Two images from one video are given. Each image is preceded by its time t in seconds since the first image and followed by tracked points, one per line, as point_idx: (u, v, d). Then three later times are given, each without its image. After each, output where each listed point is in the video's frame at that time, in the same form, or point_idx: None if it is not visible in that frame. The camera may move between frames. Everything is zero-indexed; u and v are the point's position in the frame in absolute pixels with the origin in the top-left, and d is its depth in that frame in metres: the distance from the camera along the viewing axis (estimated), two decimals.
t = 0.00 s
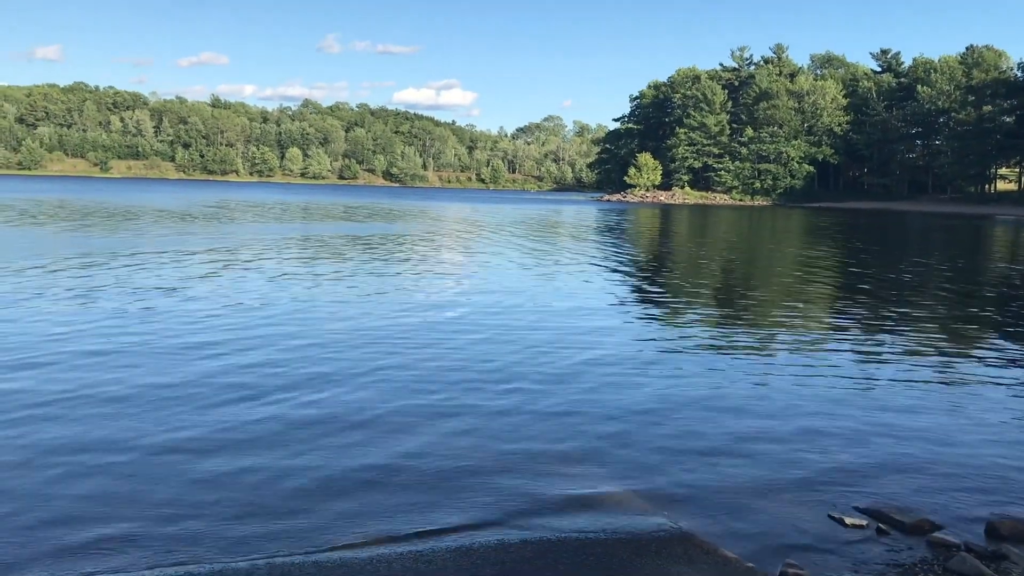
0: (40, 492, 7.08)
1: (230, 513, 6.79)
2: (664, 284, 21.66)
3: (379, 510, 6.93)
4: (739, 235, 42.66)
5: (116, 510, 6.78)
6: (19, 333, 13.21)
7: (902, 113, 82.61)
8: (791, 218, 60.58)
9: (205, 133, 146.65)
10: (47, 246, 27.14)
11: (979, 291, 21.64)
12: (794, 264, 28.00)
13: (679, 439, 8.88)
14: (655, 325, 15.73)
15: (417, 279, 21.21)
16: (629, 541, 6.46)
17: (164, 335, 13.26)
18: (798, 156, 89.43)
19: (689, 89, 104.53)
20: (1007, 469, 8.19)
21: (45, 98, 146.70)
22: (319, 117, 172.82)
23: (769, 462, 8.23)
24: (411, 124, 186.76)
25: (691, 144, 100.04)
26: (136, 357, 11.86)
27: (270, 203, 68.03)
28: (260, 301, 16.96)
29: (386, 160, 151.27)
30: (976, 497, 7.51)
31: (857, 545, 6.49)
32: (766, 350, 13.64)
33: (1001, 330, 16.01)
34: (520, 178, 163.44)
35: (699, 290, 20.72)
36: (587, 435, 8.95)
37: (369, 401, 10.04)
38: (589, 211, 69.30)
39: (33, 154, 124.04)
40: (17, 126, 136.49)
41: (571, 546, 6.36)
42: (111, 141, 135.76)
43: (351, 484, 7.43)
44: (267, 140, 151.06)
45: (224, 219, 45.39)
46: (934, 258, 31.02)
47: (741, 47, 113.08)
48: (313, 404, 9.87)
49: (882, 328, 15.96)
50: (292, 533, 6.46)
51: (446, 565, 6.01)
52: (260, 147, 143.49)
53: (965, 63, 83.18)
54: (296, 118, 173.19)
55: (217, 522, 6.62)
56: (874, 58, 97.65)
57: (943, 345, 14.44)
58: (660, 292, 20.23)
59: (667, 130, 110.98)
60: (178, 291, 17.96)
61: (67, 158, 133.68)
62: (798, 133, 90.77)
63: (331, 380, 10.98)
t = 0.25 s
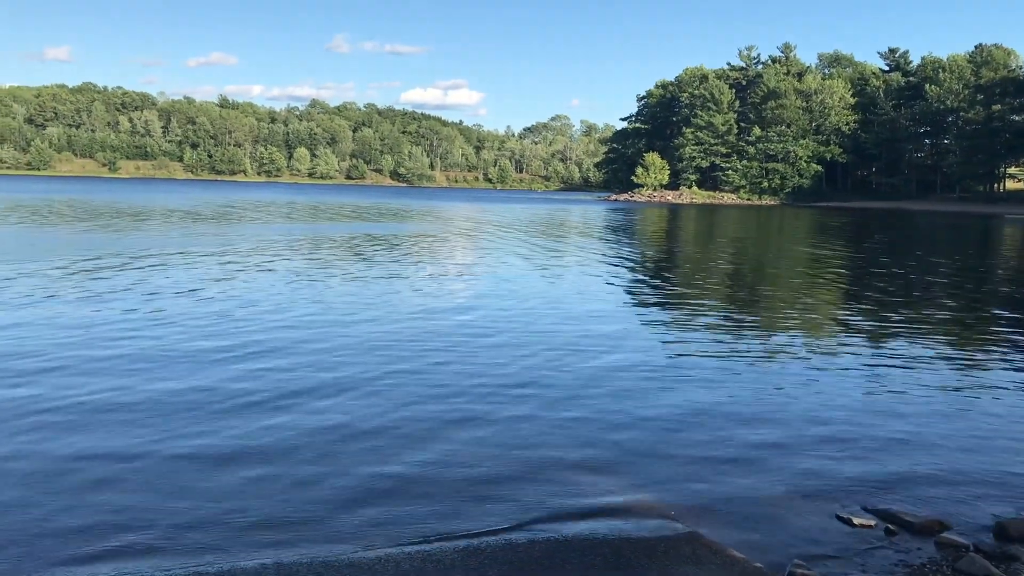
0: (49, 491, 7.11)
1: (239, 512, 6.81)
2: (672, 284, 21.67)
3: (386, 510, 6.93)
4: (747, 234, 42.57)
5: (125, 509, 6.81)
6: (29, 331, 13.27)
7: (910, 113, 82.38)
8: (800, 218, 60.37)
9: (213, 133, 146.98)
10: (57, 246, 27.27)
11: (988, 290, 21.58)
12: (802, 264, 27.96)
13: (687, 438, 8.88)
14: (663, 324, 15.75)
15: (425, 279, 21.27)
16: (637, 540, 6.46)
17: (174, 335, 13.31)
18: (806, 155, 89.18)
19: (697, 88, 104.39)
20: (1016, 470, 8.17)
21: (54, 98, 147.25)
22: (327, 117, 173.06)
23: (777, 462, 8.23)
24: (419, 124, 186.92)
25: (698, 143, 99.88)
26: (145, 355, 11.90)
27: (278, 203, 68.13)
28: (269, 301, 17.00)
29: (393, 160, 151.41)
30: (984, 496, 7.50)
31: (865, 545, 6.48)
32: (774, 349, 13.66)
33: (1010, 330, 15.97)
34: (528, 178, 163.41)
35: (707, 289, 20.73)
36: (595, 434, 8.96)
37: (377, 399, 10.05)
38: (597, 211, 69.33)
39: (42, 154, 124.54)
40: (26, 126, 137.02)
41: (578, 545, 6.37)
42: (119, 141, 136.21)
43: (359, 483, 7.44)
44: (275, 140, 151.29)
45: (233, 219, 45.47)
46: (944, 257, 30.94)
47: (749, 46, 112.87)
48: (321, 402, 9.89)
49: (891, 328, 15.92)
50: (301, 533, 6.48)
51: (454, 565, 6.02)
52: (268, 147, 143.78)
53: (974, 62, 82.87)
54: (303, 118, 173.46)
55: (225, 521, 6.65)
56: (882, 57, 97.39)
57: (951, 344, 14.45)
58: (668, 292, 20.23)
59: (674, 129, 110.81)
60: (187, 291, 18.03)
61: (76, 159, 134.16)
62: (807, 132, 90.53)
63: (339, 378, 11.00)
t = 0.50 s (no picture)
0: (57, 494, 7.13)
1: (246, 514, 6.82)
2: (680, 285, 21.65)
3: (394, 512, 6.94)
4: (754, 235, 42.58)
5: (134, 510, 6.84)
6: (38, 333, 13.31)
7: (919, 113, 82.13)
8: (808, 219, 60.28)
9: (222, 135, 147.40)
10: (67, 248, 27.41)
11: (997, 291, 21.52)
12: (809, 264, 27.92)
13: (696, 439, 8.87)
14: (671, 324, 15.74)
15: (434, 280, 21.30)
16: (645, 542, 6.45)
17: (184, 336, 13.34)
18: (814, 156, 88.99)
19: (705, 89, 104.27)
20: None
21: (64, 100, 147.82)
22: (335, 119, 173.32)
23: (785, 463, 8.21)
24: (427, 125, 187.27)
25: (706, 145, 99.76)
26: (153, 358, 11.92)
27: (285, 205, 68.26)
28: (277, 301, 17.03)
29: (401, 161, 151.56)
30: (994, 497, 7.47)
31: (875, 546, 6.46)
32: (783, 349, 13.65)
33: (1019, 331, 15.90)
34: (536, 179, 163.41)
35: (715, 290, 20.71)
36: (602, 435, 8.95)
37: (384, 400, 10.07)
38: (605, 212, 69.32)
39: (51, 156, 125.18)
40: (36, 129, 137.63)
41: (587, 547, 6.36)
42: (129, 143, 136.69)
43: (368, 485, 7.46)
44: (283, 142, 151.62)
45: (240, 221, 45.64)
46: (952, 257, 30.87)
47: (756, 47, 112.64)
48: (328, 404, 9.91)
49: (899, 328, 15.86)
50: (309, 535, 6.47)
51: (463, 567, 6.01)
52: (276, 149, 144.08)
53: (983, 62, 82.53)
54: (311, 120, 173.97)
55: (235, 523, 6.66)
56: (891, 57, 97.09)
57: (960, 345, 14.43)
58: (676, 293, 20.22)
59: (682, 130, 110.64)
60: (196, 291, 18.08)
61: (85, 161, 134.74)
62: (815, 132, 90.34)
63: (347, 379, 11.02)
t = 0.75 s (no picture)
0: (70, 493, 7.16)
1: (258, 515, 6.84)
2: (692, 288, 21.63)
3: (406, 513, 6.94)
4: (766, 238, 42.41)
5: (147, 510, 6.88)
6: (50, 335, 13.39)
7: (932, 116, 81.74)
8: (821, 222, 60.07)
9: (234, 138, 147.99)
10: (80, 250, 27.60)
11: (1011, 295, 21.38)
12: (821, 267, 27.81)
13: (707, 441, 8.86)
14: (682, 326, 15.72)
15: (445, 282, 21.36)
16: (656, 545, 6.43)
17: (196, 339, 13.44)
18: (826, 159, 88.71)
19: (716, 92, 104.12)
20: None
21: (77, 103, 148.68)
22: (347, 122, 173.80)
23: (796, 466, 8.18)
24: (438, 128, 187.41)
25: (717, 147, 99.62)
26: (164, 360, 11.96)
27: (298, 208, 68.49)
28: (289, 305, 17.10)
29: (412, 164, 151.79)
30: (1009, 502, 7.43)
31: (887, 551, 6.43)
32: (795, 352, 13.62)
33: None
34: (547, 182, 163.27)
35: (726, 292, 20.71)
36: (612, 438, 8.94)
37: (395, 403, 10.09)
38: (616, 215, 69.33)
39: (65, 159, 126.10)
40: (50, 132, 138.61)
41: (598, 549, 6.35)
42: (142, 146, 137.40)
43: (379, 486, 7.47)
44: (295, 145, 152.06)
45: (252, 224, 45.85)
46: (965, 261, 30.70)
47: (768, 49, 112.40)
48: (340, 406, 9.93)
49: (911, 332, 15.80)
50: (320, 537, 6.49)
51: (474, 569, 6.02)
52: (288, 152, 144.56)
53: (997, 65, 82.08)
54: (323, 122, 174.55)
55: (247, 524, 6.68)
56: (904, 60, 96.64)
57: (974, 347, 14.37)
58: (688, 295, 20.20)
59: (693, 133, 110.38)
60: (208, 295, 18.16)
61: (98, 164, 135.61)
62: (827, 135, 90.07)
63: (358, 381, 11.05)
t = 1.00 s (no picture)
0: (83, 499, 7.20)
1: (270, 517, 6.86)
2: (703, 291, 21.61)
3: (420, 515, 6.98)
4: (777, 241, 42.25)
5: (159, 513, 6.91)
6: (64, 339, 13.47)
7: (944, 119, 81.34)
8: (833, 226, 59.87)
9: (246, 140, 148.53)
10: (92, 253, 27.79)
11: None
12: (833, 270, 27.69)
13: (719, 446, 8.84)
14: (694, 331, 15.69)
15: (457, 286, 21.41)
16: (668, 549, 6.42)
17: (208, 343, 13.50)
18: (838, 162, 88.43)
19: (728, 94, 103.97)
20: None
21: (90, 106, 149.46)
22: (358, 125, 174.19)
23: (808, 470, 8.17)
24: (450, 130, 187.59)
25: (729, 150, 99.47)
26: (177, 365, 12.02)
27: (309, 210, 68.74)
28: (301, 308, 17.15)
29: (423, 167, 151.91)
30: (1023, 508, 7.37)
31: (900, 556, 6.39)
32: (809, 356, 13.59)
33: None
34: (558, 184, 163.22)
35: (738, 296, 20.67)
36: (625, 442, 8.92)
37: (407, 407, 10.11)
38: (628, 217, 69.21)
39: (78, 161, 126.95)
40: (64, 134, 139.52)
41: (610, 552, 6.34)
42: (154, 148, 138.04)
43: (391, 490, 7.47)
44: (306, 148, 152.47)
45: (264, 226, 46.07)
46: (980, 265, 30.48)
47: (781, 51, 112.10)
48: (350, 411, 9.92)
49: (923, 336, 15.71)
50: (330, 539, 6.50)
51: (485, 571, 6.01)
52: (300, 154, 144.97)
53: (1010, 67, 81.60)
54: (334, 125, 174.98)
55: (259, 527, 6.70)
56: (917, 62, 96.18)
57: (990, 352, 14.28)
58: (701, 298, 20.17)
59: (705, 136, 110.38)
60: (222, 298, 18.23)
61: (111, 166, 136.42)
62: (839, 138, 89.81)
63: (369, 386, 11.07)
